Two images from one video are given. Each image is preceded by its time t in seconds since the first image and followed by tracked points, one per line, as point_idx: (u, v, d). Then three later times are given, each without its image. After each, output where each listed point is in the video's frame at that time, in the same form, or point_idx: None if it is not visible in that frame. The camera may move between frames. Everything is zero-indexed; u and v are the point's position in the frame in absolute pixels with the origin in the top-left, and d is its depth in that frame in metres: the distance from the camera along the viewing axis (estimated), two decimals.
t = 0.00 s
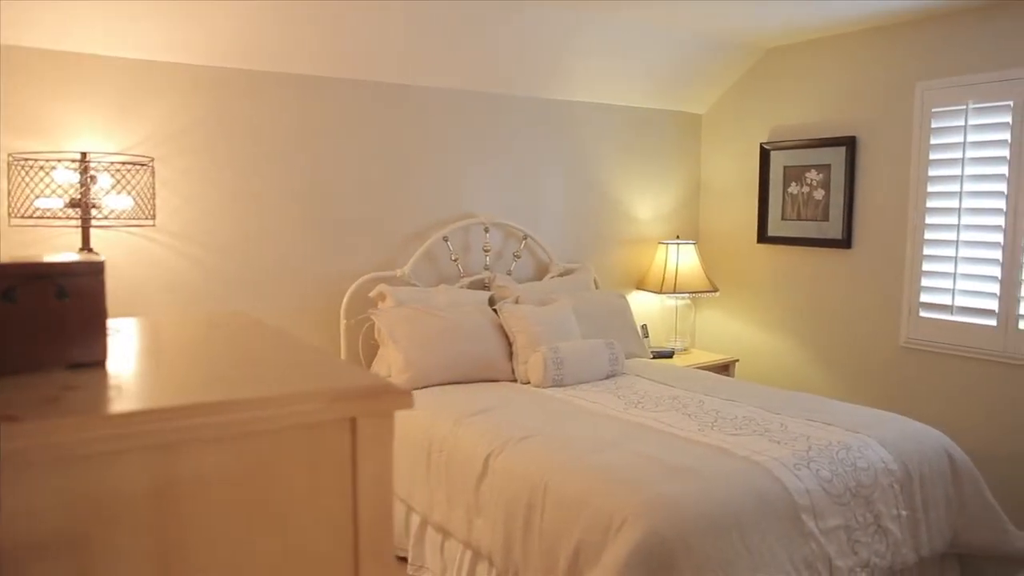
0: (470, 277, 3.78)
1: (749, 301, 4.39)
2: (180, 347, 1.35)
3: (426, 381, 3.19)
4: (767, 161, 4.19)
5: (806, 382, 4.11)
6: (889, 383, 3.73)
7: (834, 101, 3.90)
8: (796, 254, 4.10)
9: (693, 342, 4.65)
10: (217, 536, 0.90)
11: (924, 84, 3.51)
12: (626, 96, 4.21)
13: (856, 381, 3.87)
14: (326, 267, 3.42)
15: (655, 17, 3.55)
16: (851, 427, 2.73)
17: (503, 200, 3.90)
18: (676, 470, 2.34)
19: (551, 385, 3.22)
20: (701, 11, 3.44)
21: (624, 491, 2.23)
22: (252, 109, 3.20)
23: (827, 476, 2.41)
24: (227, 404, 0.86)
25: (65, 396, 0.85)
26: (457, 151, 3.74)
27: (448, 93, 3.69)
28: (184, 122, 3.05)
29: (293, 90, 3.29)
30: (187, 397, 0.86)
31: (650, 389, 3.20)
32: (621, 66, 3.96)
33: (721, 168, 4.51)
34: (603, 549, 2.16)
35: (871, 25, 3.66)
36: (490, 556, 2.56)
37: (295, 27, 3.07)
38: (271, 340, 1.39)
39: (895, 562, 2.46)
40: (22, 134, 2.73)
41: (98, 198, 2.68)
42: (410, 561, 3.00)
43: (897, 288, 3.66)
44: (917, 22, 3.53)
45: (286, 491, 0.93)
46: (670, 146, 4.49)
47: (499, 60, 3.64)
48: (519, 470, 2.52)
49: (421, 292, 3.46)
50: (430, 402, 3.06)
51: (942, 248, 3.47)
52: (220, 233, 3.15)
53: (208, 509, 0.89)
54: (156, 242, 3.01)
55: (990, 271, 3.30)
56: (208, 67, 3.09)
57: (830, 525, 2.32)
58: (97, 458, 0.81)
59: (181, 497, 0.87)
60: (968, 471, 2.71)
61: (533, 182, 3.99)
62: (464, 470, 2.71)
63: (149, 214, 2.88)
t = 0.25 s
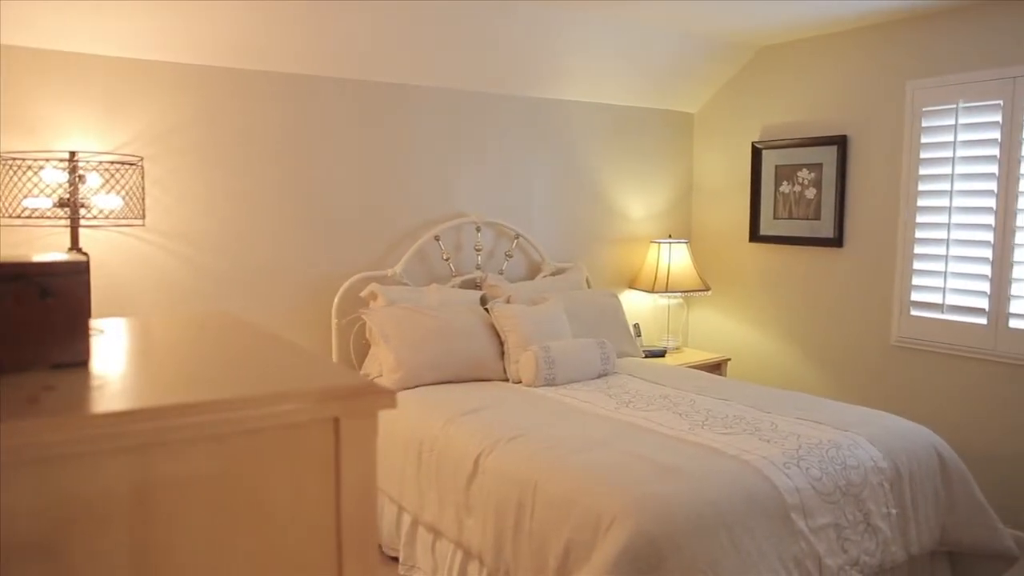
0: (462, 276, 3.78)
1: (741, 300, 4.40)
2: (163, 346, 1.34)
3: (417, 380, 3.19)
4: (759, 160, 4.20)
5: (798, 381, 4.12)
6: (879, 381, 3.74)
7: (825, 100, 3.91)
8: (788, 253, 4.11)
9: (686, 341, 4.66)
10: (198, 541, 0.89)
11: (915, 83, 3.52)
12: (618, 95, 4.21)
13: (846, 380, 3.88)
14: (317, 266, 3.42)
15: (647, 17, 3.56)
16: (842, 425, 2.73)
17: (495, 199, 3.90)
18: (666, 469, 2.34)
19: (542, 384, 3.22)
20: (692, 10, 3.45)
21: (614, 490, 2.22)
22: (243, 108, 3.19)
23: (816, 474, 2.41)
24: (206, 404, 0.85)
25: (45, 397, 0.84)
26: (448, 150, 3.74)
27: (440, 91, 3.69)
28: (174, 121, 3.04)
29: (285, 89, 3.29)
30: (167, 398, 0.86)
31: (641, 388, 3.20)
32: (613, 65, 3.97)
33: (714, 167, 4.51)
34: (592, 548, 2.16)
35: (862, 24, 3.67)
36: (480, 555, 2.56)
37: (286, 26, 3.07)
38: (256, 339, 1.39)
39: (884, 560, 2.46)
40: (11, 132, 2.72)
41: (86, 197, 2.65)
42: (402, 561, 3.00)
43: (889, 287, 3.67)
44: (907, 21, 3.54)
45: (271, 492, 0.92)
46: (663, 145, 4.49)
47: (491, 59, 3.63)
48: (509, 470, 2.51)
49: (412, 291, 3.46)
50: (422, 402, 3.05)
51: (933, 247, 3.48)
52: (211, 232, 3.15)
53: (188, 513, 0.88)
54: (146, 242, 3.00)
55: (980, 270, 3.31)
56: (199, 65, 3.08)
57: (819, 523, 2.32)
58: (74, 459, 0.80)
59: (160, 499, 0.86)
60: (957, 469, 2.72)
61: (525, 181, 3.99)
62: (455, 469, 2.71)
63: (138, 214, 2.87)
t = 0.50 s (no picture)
0: (453, 275, 3.77)
1: (733, 299, 4.41)
2: (148, 346, 1.33)
3: (409, 380, 3.19)
4: (751, 159, 4.21)
5: (790, 379, 4.13)
6: (871, 380, 3.75)
7: (817, 99, 3.91)
8: (780, 252, 4.12)
9: (678, 340, 4.66)
10: (183, 542, 0.88)
11: (906, 83, 3.53)
12: (610, 94, 4.21)
13: (838, 379, 3.89)
14: (309, 265, 3.41)
15: (639, 16, 3.56)
16: (832, 424, 2.74)
17: (487, 198, 3.90)
18: (657, 468, 2.34)
19: (534, 383, 3.22)
20: (684, 9, 3.45)
21: (605, 490, 2.22)
22: (234, 107, 3.18)
23: (807, 473, 2.41)
24: (189, 404, 0.85)
25: (28, 397, 0.84)
26: (440, 150, 3.73)
27: (432, 91, 3.69)
28: (164, 119, 3.02)
29: (276, 88, 3.28)
30: (148, 398, 0.85)
31: (633, 387, 3.20)
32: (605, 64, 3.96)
33: (706, 166, 4.52)
34: (582, 547, 2.16)
35: (854, 23, 3.68)
36: (471, 555, 2.56)
37: (276, 24, 3.05)
38: (241, 339, 1.38)
39: (875, 558, 2.47)
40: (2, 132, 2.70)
41: (75, 196, 2.64)
42: (393, 560, 3.00)
43: (880, 285, 3.68)
44: (898, 20, 3.55)
45: (255, 493, 0.91)
46: (655, 144, 4.50)
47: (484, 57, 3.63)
48: (500, 469, 2.51)
49: (404, 290, 3.46)
50: (413, 401, 3.05)
51: (924, 246, 3.49)
52: (201, 231, 3.14)
53: (171, 514, 0.87)
54: (137, 242, 2.99)
55: (971, 268, 3.32)
56: (189, 64, 3.06)
57: (809, 522, 2.33)
58: (56, 460, 0.79)
59: (143, 500, 0.85)
60: (947, 468, 2.73)
61: (517, 181, 3.99)
62: (446, 469, 2.70)
63: (127, 212, 2.86)
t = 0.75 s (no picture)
0: (446, 275, 3.77)
1: (725, 299, 4.41)
2: (131, 347, 1.33)
3: (400, 380, 3.18)
4: (743, 158, 4.21)
5: (782, 378, 4.13)
6: (862, 379, 3.75)
7: (809, 99, 3.92)
8: (772, 251, 4.12)
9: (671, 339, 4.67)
10: (167, 543, 0.87)
11: (898, 82, 3.53)
12: (603, 93, 4.21)
13: (830, 378, 3.90)
14: (300, 265, 3.40)
15: (631, 15, 3.56)
16: (823, 423, 2.74)
17: (479, 197, 3.89)
18: (648, 467, 2.34)
19: (526, 382, 3.22)
20: (676, 8, 3.45)
21: (595, 489, 2.22)
22: (225, 106, 3.17)
23: (797, 472, 2.41)
24: (172, 404, 0.84)
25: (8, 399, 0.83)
26: (432, 149, 3.73)
27: (424, 90, 3.68)
28: (154, 119, 3.01)
29: (267, 87, 3.27)
30: (130, 399, 0.84)
31: (625, 386, 3.20)
32: (597, 63, 3.97)
33: (698, 165, 4.52)
34: (573, 546, 2.16)
35: (845, 22, 3.68)
36: (463, 555, 2.56)
37: (267, 23, 3.05)
38: (226, 340, 1.37)
39: (865, 557, 2.47)
40: None
41: (64, 196, 2.63)
42: (385, 560, 2.99)
43: (872, 284, 3.68)
44: (890, 20, 3.55)
45: (239, 494, 0.90)
46: (648, 144, 4.50)
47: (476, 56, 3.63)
48: (491, 469, 2.51)
49: (396, 290, 3.45)
50: (404, 401, 3.05)
51: (915, 245, 3.50)
52: (192, 231, 3.13)
53: (155, 515, 0.86)
54: (127, 241, 2.98)
55: (961, 267, 3.33)
56: (180, 63, 3.06)
57: (800, 521, 2.33)
58: (36, 461, 0.78)
59: (126, 501, 0.84)
60: (938, 466, 2.73)
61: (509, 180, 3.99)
62: (437, 469, 2.70)
63: (116, 212, 2.81)
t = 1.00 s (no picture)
0: (438, 274, 3.77)
1: (718, 297, 4.41)
2: (115, 346, 1.32)
3: (391, 380, 3.18)
4: (735, 157, 4.22)
5: (775, 377, 4.14)
6: (854, 377, 3.76)
7: (800, 98, 3.93)
8: (764, 250, 4.13)
9: (663, 339, 4.67)
10: (148, 542, 0.86)
11: (889, 81, 3.54)
12: (596, 92, 4.21)
13: (822, 376, 3.91)
14: (292, 264, 3.40)
15: (623, 14, 3.56)
16: (814, 421, 2.75)
17: (471, 196, 3.89)
18: (638, 467, 2.34)
19: (518, 382, 3.22)
20: (668, 8, 3.45)
21: (585, 488, 2.22)
22: (214, 105, 3.16)
23: (788, 470, 2.42)
24: (155, 403, 0.83)
25: None
26: (425, 148, 3.73)
27: (416, 89, 3.68)
28: (144, 118, 3.00)
29: (257, 86, 3.26)
30: (113, 397, 0.83)
31: (616, 385, 3.20)
32: (589, 62, 3.96)
33: (691, 165, 4.53)
34: (563, 545, 2.15)
35: (837, 21, 3.69)
36: (454, 555, 2.56)
37: (257, 22, 3.04)
38: (211, 339, 1.37)
39: (856, 555, 2.48)
40: None
41: (53, 196, 2.62)
42: (376, 560, 2.99)
43: (863, 283, 3.69)
44: (880, 19, 3.56)
45: (222, 495, 0.89)
46: (640, 143, 4.50)
47: (468, 55, 3.63)
48: (482, 468, 2.51)
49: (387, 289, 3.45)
50: (395, 401, 3.04)
51: (906, 244, 3.50)
52: (183, 231, 3.12)
53: (136, 513, 0.85)
54: (117, 241, 2.97)
55: (952, 266, 3.34)
56: (170, 62, 3.05)
57: (790, 520, 2.33)
58: (16, 463, 0.77)
59: (106, 499, 0.83)
60: (928, 464, 2.74)
61: (502, 179, 3.99)
62: (428, 469, 2.70)
63: (104, 212, 2.81)
